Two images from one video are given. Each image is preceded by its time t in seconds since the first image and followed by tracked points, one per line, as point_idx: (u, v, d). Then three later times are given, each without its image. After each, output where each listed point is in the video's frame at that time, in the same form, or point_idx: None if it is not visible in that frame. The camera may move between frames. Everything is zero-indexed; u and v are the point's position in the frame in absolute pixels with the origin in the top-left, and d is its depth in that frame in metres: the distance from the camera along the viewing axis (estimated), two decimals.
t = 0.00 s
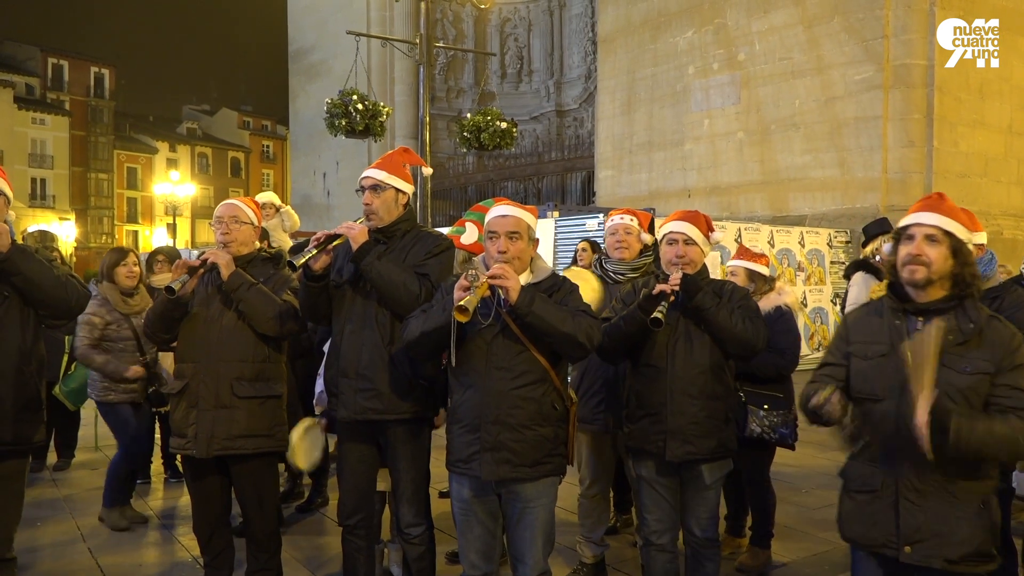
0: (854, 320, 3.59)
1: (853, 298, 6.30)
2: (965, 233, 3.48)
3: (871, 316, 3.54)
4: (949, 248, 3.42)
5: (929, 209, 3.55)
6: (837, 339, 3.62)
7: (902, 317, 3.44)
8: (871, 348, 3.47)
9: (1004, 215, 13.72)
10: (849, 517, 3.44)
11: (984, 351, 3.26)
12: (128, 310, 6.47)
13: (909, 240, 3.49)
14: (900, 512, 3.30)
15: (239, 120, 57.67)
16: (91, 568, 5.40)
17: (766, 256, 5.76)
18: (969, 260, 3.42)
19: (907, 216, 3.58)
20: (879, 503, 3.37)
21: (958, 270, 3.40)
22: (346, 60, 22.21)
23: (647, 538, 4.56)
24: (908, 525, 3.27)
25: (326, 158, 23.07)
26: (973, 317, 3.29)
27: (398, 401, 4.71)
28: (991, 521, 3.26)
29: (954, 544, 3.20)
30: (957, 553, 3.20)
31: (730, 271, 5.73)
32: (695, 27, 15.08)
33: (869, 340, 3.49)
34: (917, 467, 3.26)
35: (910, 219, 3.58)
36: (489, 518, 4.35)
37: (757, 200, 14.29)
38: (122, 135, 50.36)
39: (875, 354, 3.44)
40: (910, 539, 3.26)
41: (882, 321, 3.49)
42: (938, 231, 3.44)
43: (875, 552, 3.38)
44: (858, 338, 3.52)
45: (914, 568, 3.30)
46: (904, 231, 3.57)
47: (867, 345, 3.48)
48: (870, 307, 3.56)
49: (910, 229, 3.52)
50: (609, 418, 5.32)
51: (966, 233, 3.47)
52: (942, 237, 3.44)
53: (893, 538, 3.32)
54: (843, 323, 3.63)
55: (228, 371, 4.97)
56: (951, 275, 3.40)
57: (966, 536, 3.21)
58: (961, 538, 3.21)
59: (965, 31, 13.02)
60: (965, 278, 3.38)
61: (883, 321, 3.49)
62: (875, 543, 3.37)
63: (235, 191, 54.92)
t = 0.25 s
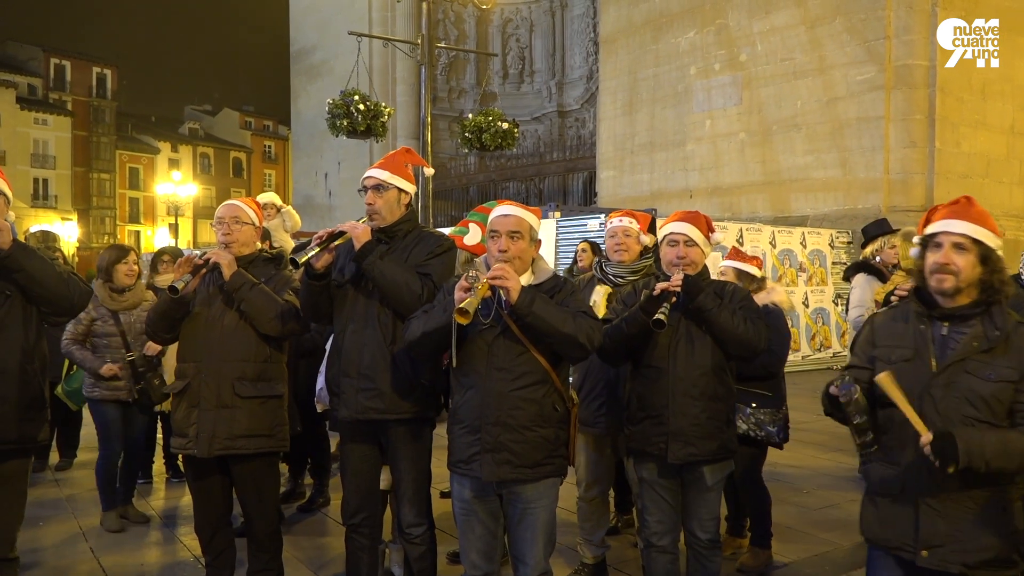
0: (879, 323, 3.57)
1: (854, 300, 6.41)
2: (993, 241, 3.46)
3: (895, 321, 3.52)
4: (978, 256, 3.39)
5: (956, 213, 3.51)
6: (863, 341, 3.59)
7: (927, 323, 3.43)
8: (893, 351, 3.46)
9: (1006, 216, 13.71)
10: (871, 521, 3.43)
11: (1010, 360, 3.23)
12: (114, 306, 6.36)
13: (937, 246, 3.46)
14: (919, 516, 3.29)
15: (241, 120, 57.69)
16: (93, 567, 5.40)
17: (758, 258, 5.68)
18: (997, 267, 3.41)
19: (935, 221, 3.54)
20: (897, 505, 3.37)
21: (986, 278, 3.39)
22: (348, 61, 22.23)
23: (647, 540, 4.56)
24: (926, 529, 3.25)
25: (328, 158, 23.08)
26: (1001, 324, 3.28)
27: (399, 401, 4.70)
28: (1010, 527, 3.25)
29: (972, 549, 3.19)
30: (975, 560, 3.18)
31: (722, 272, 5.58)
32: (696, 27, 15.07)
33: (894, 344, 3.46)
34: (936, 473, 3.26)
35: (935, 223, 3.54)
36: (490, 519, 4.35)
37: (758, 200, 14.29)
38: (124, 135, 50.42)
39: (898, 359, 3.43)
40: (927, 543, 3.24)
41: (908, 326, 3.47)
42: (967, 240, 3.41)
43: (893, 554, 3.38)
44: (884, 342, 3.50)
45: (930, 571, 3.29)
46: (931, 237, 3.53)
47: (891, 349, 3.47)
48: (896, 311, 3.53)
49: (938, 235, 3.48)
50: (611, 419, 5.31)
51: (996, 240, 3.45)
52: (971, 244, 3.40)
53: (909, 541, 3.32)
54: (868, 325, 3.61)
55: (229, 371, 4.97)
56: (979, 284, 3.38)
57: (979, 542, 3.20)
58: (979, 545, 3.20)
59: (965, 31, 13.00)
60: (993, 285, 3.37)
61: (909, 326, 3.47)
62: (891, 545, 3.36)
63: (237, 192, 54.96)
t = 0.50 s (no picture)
0: (895, 318, 3.62)
1: (860, 301, 6.42)
2: (1015, 236, 3.43)
3: (907, 317, 3.57)
4: (996, 251, 3.38)
5: (976, 208, 3.49)
6: (878, 335, 3.66)
7: (940, 318, 3.43)
8: (905, 345, 3.49)
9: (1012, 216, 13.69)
10: (878, 509, 3.46)
11: (1020, 359, 3.20)
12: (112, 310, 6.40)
13: (955, 241, 3.45)
14: (924, 511, 3.30)
15: (247, 121, 57.79)
16: (99, 566, 5.42)
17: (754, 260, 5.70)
18: (1015, 264, 3.39)
19: (954, 214, 3.51)
20: (904, 501, 3.38)
21: (1004, 274, 3.38)
22: (353, 61, 22.25)
23: (650, 541, 4.57)
24: (930, 524, 3.27)
25: (333, 158, 23.11)
26: (1013, 322, 3.25)
27: (403, 401, 4.71)
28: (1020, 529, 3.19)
29: (975, 546, 3.18)
30: (979, 556, 3.18)
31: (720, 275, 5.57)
32: (701, 27, 15.04)
33: (905, 338, 3.50)
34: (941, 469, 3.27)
35: (955, 219, 3.51)
36: (494, 518, 4.36)
37: (763, 200, 14.27)
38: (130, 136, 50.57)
39: (910, 353, 3.45)
40: (931, 538, 3.26)
41: (922, 322, 3.49)
42: (986, 236, 3.40)
43: (900, 548, 3.38)
44: (898, 335, 3.54)
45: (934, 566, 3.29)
46: (950, 231, 3.52)
47: (902, 343, 3.51)
48: (911, 307, 3.57)
49: (957, 228, 3.46)
50: (615, 419, 5.30)
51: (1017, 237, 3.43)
52: (989, 240, 3.40)
53: (914, 536, 3.33)
54: (886, 319, 3.66)
55: (234, 371, 4.99)
56: (996, 278, 3.38)
57: (984, 540, 3.19)
58: (985, 541, 3.18)
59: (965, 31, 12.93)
60: (1010, 282, 3.36)
61: (922, 322, 3.49)
62: (897, 539, 3.38)
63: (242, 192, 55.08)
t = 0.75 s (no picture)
0: (894, 319, 3.60)
1: (863, 301, 6.42)
2: (1017, 242, 3.43)
3: (907, 319, 3.54)
4: (998, 256, 3.39)
5: (978, 212, 3.48)
6: (879, 338, 3.63)
7: (940, 320, 3.43)
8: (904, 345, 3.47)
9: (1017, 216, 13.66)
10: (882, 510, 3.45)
11: (1020, 361, 3.20)
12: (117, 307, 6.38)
13: (957, 246, 3.46)
14: (925, 512, 3.29)
15: (251, 121, 57.86)
16: (102, 565, 5.44)
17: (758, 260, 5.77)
18: (1015, 268, 3.40)
19: (955, 219, 3.52)
20: (904, 502, 3.37)
21: (1005, 279, 3.39)
22: (357, 61, 22.26)
23: (653, 542, 4.57)
24: (930, 525, 3.26)
25: (337, 159, 23.14)
26: (1012, 324, 3.25)
27: (406, 400, 4.72)
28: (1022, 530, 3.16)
29: (976, 547, 3.17)
30: (980, 557, 3.16)
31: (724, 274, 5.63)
32: (705, 27, 15.03)
33: (905, 339, 3.47)
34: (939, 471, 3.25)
35: (957, 224, 3.51)
36: (495, 518, 4.38)
37: (767, 200, 14.24)
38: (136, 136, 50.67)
39: (910, 354, 3.43)
40: (932, 539, 3.25)
41: (922, 324, 3.47)
42: (987, 241, 3.40)
43: (902, 549, 3.38)
44: (897, 338, 3.50)
45: (936, 567, 3.29)
46: (951, 236, 3.52)
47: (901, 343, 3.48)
48: (911, 310, 3.54)
49: (958, 234, 3.47)
50: (617, 421, 5.30)
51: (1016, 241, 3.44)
52: (990, 245, 3.41)
53: (915, 538, 3.32)
54: (885, 321, 3.64)
55: (237, 371, 5.00)
56: (998, 283, 3.39)
57: (986, 539, 3.17)
58: (986, 542, 3.16)
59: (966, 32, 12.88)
60: (1010, 287, 3.38)
61: (922, 325, 3.47)
62: (899, 540, 3.37)
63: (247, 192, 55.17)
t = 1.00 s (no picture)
0: (892, 321, 3.62)
1: (863, 300, 6.35)
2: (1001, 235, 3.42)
3: (903, 320, 3.57)
4: (985, 252, 3.39)
5: (961, 211, 3.48)
6: (876, 338, 3.67)
7: (936, 320, 3.44)
8: (903, 348, 3.50)
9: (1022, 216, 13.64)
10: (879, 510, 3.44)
11: (1018, 357, 3.20)
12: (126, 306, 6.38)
13: (943, 247, 3.46)
14: (925, 512, 3.29)
15: (255, 122, 57.90)
16: (106, 565, 5.45)
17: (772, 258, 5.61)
18: (1005, 263, 3.39)
19: (938, 221, 3.52)
20: (904, 501, 3.37)
21: (997, 273, 3.38)
22: (361, 62, 22.29)
23: (655, 543, 4.58)
24: (931, 525, 3.26)
25: (341, 159, 23.16)
26: (1008, 322, 3.26)
27: (409, 400, 4.73)
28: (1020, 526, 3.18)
29: (977, 546, 3.18)
30: (981, 556, 3.18)
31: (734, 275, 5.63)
32: (709, 27, 15.01)
33: (901, 341, 3.52)
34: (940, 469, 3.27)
35: (940, 225, 3.50)
36: (497, 517, 4.40)
37: (771, 200, 14.23)
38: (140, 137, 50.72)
39: (909, 355, 3.47)
40: (933, 539, 3.25)
41: (919, 325, 3.49)
42: (973, 239, 3.40)
43: (901, 549, 3.38)
44: (895, 339, 3.55)
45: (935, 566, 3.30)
46: (938, 237, 3.52)
47: (899, 346, 3.52)
48: (907, 311, 3.56)
49: (944, 235, 3.47)
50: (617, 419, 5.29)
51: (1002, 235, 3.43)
52: (977, 243, 3.41)
53: (915, 537, 3.32)
54: (881, 323, 3.66)
55: (240, 371, 5.01)
56: (990, 279, 3.38)
57: (985, 538, 3.18)
58: (987, 541, 3.18)
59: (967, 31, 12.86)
60: (1003, 281, 3.36)
61: (919, 326, 3.49)
62: (899, 539, 3.37)
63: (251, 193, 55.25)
